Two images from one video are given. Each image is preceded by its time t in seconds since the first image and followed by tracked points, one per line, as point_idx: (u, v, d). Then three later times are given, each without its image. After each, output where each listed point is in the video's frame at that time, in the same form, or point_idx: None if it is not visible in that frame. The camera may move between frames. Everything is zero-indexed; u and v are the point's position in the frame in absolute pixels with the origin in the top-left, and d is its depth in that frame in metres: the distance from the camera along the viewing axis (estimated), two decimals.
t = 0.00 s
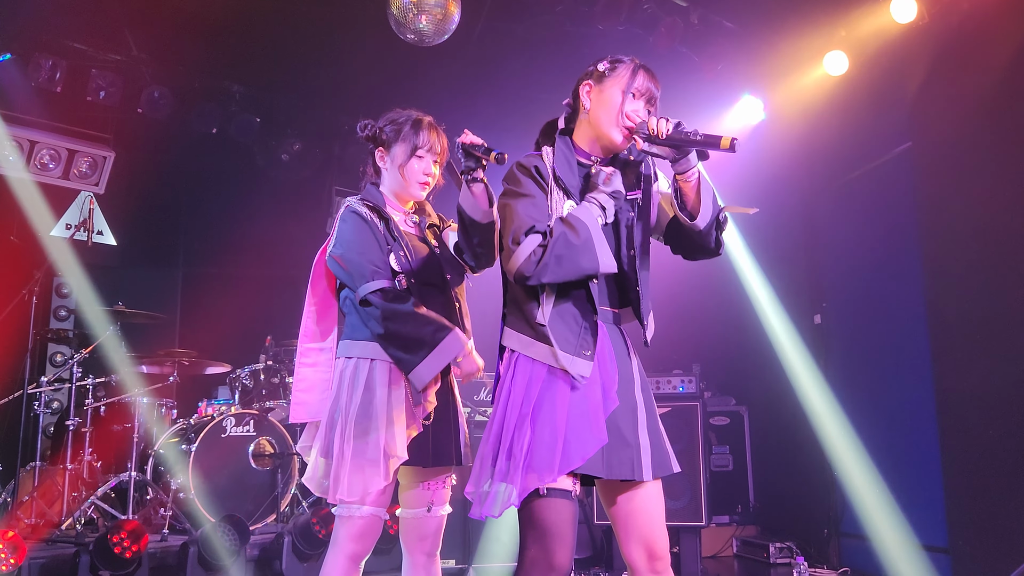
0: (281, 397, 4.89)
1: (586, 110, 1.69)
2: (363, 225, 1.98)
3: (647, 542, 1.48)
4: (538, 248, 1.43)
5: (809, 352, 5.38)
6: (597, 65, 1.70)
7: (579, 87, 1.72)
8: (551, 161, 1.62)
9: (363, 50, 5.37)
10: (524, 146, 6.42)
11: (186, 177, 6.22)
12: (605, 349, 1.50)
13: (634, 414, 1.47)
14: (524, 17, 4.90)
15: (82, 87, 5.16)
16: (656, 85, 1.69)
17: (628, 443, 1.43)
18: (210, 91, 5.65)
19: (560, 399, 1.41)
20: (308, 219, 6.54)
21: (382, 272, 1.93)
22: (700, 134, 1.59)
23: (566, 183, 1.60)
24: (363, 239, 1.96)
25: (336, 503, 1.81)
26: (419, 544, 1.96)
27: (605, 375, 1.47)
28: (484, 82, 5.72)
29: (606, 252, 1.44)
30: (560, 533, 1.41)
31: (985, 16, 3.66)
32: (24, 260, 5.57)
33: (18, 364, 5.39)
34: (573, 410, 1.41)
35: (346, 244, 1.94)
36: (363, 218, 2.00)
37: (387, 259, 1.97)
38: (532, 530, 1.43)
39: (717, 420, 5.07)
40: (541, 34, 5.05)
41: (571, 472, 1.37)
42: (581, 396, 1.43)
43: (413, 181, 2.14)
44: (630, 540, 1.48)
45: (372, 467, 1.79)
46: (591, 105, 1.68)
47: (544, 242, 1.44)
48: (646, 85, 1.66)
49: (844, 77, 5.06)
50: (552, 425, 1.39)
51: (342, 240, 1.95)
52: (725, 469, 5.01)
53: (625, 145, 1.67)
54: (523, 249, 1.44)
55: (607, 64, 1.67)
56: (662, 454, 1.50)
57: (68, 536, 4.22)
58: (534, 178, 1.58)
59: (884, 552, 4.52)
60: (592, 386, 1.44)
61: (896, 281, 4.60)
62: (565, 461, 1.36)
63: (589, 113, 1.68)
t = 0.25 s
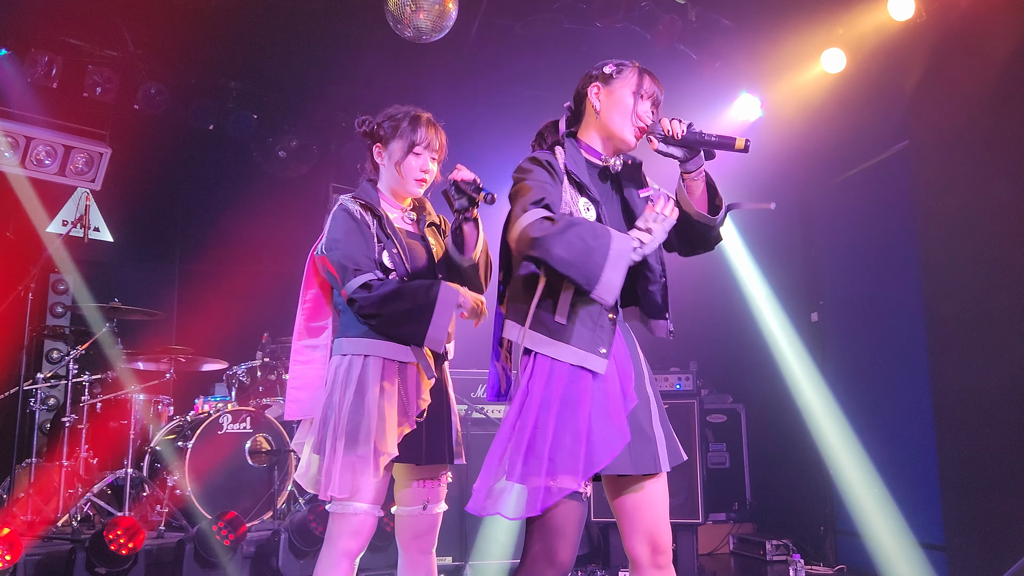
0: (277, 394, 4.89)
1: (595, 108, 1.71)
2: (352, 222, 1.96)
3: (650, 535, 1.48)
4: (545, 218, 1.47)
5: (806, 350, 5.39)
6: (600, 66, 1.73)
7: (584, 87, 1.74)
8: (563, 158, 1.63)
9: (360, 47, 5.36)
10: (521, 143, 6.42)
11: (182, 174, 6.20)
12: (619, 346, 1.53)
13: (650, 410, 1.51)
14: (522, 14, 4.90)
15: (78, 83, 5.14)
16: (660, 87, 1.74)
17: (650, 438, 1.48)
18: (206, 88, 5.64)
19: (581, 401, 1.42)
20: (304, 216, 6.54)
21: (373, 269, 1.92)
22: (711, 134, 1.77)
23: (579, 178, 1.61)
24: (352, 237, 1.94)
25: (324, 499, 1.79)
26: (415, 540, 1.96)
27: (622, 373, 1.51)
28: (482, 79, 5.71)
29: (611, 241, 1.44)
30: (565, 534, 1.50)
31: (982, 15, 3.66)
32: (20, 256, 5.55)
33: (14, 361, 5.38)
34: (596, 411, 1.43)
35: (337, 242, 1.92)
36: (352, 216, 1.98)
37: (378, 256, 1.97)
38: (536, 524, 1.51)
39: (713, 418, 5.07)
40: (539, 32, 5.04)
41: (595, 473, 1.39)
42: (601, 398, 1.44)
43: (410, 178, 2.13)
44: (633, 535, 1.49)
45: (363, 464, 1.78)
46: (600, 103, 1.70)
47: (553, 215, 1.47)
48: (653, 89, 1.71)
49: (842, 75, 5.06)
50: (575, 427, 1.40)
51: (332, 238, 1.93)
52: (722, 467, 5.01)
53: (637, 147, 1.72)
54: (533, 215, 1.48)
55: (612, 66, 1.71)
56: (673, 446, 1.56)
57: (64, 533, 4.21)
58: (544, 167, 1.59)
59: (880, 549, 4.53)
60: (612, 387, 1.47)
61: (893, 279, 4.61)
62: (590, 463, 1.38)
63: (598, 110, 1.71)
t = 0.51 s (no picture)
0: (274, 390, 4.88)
1: (596, 117, 1.70)
2: (342, 220, 1.95)
3: (647, 533, 1.48)
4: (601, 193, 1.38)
5: (804, 347, 5.38)
6: (584, 68, 1.72)
7: (575, 93, 1.73)
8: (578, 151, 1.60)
9: (358, 43, 5.35)
10: (520, 140, 6.41)
11: (179, 170, 6.19)
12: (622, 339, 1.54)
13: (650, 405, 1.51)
14: (519, 11, 4.89)
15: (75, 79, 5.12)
16: (648, 75, 1.74)
17: (650, 434, 1.48)
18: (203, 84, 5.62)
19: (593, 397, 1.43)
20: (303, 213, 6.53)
21: (361, 266, 1.91)
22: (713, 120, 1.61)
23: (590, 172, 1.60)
24: (341, 235, 1.93)
25: (321, 498, 1.78)
26: (410, 538, 1.95)
27: (624, 368, 1.51)
28: (480, 76, 5.70)
29: (676, 218, 1.30)
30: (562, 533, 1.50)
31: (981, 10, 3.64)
32: (16, 253, 5.53)
33: (11, 357, 5.36)
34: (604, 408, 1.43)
35: (327, 240, 1.92)
36: (343, 213, 1.97)
37: (371, 255, 1.95)
38: (535, 528, 1.51)
39: (711, 415, 5.07)
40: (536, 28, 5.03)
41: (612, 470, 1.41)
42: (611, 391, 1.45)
43: (409, 175, 2.12)
44: (629, 532, 1.49)
45: (357, 462, 1.78)
46: (601, 110, 1.69)
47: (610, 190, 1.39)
48: (643, 78, 1.71)
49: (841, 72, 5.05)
50: (588, 424, 1.42)
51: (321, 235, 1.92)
52: (719, 464, 5.02)
53: (641, 142, 1.72)
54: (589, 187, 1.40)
55: (597, 69, 1.70)
56: (671, 442, 1.55)
57: (61, 530, 4.20)
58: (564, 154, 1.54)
59: (877, 547, 4.53)
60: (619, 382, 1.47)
61: (891, 276, 4.60)
62: (607, 458, 1.39)
63: (601, 117, 1.69)
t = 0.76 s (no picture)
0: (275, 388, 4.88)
1: (586, 112, 1.69)
2: (345, 217, 1.95)
3: (643, 532, 1.47)
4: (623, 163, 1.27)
5: (805, 345, 5.38)
6: (571, 62, 1.71)
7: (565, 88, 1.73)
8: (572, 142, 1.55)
9: (358, 41, 5.34)
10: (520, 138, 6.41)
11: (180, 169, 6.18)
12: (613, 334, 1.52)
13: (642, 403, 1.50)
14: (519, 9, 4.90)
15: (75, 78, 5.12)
16: (634, 61, 1.71)
17: (639, 435, 1.46)
18: (204, 82, 5.62)
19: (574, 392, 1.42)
20: (304, 211, 6.53)
21: (363, 264, 1.91)
22: (701, 96, 1.52)
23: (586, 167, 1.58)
24: (343, 232, 1.93)
25: (321, 496, 1.78)
26: (412, 537, 1.96)
27: (612, 361, 1.49)
28: (480, 74, 5.70)
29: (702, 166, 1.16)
30: (556, 531, 1.50)
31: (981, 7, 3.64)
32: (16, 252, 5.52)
33: (11, 356, 5.36)
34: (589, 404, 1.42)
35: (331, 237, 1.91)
36: (346, 211, 1.97)
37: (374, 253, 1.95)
38: (530, 523, 1.51)
39: (712, 413, 5.07)
40: (536, 26, 5.02)
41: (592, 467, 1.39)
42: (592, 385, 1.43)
43: (412, 173, 2.12)
44: (626, 530, 1.49)
45: (358, 461, 1.78)
46: (589, 105, 1.68)
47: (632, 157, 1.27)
48: (629, 66, 1.68)
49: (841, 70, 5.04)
50: (569, 420, 1.40)
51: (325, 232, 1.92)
52: (720, 462, 5.03)
53: (635, 130, 1.71)
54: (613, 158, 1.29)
55: (581, 63, 1.69)
56: (668, 441, 1.54)
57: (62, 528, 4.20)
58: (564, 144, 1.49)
59: (878, 545, 4.53)
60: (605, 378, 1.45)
61: (892, 274, 4.60)
62: (586, 457, 1.37)
63: (590, 113, 1.68)
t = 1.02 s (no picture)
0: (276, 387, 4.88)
1: (589, 109, 1.70)
2: (349, 216, 1.95)
3: (652, 531, 1.48)
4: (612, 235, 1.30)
5: (805, 344, 5.38)
6: (574, 62, 1.73)
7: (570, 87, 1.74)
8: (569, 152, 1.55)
9: (357, 40, 5.35)
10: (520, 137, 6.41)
11: (180, 168, 6.18)
12: (619, 335, 1.51)
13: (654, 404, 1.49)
14: (518, 9, 4.91)
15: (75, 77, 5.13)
16: (639, 61, 1.71)
17: (647, 435, 1.46)
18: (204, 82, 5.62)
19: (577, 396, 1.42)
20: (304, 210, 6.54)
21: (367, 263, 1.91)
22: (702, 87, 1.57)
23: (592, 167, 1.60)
24: (349, 230, 1.93)
25: (322, 495, 1.79)
26: (415, 536, 1.96)
27: (619, 367, 1.49)
28: (480, 73, 5.70)
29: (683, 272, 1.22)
30: (558, 529, 1.50)
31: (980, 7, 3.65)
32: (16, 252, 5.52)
33: (11, 355, 5.36)
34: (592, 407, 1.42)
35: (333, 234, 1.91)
36: (351, 209, 1.98)
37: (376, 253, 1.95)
38: (530, 525, 1.52)
39: (712, 412, 5.08)
40: (536, 26, 5.03)
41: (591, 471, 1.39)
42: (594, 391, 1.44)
43: (414, 173, 2.11)
44: (635, 528, 1.50)
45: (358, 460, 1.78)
46: (591, 102, 1.69)
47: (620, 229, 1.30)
48: (632, 65, 1.69)
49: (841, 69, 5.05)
50: (571, 423, 1.41)
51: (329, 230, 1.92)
52: (720, 462, 5.04)
53: (639, 125, 1.69)
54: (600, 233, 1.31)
55: (585, 61, 1.71)
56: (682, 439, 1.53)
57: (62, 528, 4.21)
58: (563, 163, 1.49)
59: (878, 544, 4.53)
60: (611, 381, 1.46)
61: (892, 273, 4.60)
62: (587, 461, 1.38)
63: (593, 111, 1.69)
